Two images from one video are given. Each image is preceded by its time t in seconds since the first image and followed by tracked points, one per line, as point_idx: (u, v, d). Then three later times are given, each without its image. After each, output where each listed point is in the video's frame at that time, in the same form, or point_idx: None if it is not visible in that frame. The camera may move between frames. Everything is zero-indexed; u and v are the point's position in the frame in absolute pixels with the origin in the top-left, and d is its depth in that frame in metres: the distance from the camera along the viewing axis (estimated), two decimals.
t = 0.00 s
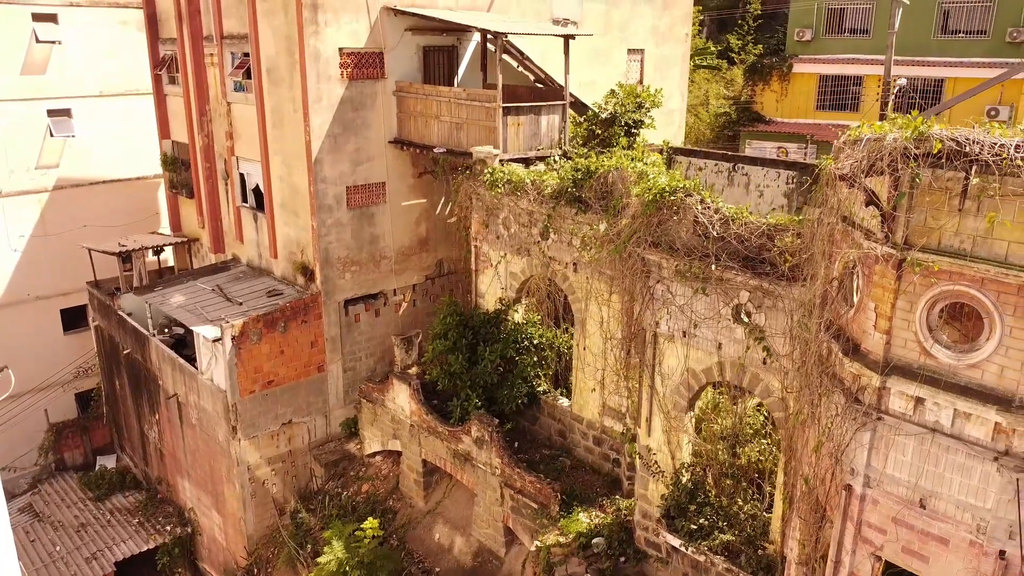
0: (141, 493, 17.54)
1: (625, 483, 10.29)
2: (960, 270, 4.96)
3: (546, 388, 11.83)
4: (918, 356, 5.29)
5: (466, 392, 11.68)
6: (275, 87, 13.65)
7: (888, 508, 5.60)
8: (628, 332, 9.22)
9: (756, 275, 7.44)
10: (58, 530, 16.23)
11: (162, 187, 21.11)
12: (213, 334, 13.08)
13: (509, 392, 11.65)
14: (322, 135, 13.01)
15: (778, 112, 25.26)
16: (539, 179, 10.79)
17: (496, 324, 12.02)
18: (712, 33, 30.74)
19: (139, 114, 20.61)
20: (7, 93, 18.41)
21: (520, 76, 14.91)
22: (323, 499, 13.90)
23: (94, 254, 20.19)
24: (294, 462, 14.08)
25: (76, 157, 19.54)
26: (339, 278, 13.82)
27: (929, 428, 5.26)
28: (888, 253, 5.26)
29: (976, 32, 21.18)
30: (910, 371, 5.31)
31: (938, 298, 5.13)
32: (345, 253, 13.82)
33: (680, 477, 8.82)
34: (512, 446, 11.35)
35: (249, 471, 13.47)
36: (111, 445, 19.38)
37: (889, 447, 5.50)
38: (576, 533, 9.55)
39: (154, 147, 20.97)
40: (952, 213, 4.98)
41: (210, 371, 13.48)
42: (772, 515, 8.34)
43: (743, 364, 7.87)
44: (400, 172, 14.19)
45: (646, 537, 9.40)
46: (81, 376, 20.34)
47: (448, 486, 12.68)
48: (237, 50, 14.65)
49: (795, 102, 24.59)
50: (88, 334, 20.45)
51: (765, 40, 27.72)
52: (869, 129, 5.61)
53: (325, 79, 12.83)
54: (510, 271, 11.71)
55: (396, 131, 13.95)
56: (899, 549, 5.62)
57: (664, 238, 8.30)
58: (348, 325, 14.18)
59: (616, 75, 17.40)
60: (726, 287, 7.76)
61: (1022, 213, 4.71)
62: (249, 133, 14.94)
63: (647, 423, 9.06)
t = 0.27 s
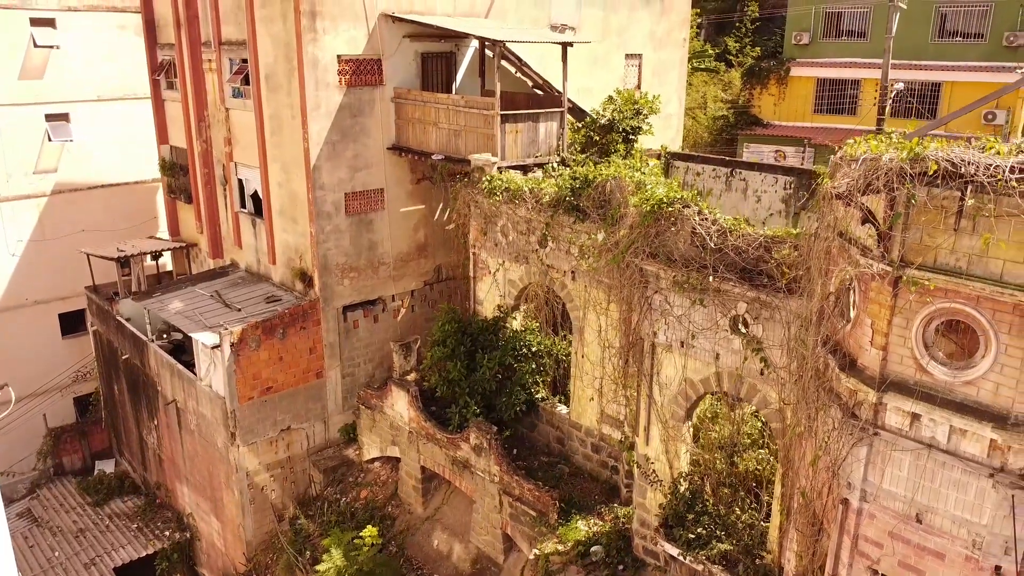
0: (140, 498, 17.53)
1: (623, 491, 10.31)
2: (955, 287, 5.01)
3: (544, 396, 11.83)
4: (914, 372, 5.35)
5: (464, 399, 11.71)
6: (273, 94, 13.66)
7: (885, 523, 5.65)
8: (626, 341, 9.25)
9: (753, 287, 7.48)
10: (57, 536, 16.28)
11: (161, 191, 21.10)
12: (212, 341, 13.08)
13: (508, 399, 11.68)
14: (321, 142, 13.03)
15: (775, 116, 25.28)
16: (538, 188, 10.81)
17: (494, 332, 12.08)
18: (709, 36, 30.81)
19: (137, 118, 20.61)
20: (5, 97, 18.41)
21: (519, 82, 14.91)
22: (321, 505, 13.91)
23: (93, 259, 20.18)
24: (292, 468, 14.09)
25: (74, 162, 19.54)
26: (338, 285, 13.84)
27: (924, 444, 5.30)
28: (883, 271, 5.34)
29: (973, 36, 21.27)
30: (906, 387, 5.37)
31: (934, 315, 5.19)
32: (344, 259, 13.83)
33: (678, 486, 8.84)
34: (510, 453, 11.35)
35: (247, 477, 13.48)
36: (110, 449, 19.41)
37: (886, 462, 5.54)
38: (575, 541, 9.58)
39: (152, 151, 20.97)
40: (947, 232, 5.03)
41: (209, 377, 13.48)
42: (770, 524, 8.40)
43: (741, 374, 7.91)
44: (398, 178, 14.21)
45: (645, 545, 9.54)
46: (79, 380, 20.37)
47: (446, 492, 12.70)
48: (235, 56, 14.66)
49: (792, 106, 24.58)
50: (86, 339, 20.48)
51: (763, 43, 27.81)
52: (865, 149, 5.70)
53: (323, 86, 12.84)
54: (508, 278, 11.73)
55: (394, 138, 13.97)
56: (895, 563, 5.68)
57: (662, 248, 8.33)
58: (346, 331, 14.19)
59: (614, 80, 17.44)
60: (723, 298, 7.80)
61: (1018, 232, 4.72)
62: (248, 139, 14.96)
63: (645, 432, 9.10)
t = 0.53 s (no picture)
0: (140, 503, 17.53)
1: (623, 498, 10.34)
2: (953, 304, 5.15)
3: (544, 402, 11.82)
4: (911, 387, 5.49)
5: (465, 406, 11.74)
6: (273, 100, 13.67)
7: (883, 536, 5.82)
8: (625, 350, 9.26)
9: (753, 297, 7.50)
10: (58, 540, 16.33)
11: (161, 195, 21.12)
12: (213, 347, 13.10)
13: (508, 406, 11.68)
14: (321, 148, 13.05)
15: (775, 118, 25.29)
16: (538, 195, 10.80)
17: (495, 338, 12.11)
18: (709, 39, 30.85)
19: (137, 122, 20.63)
20: (5, 101, 18.41)
21: (519, 87, 14.90)
22: (322, 511, 13.94)
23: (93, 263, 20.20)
24: (293, 473, 14.12)
25: (75, 166, 19.55)
26: (338, 290, 13.87)
27: (922, 458, 5.44)
28: (882, 286, 5.44)
29: (972, 39, 21.28)
30: (905, 402, 5.51)
31: (932, 331, 5.34)
32: (344, 265, 13.86)
33: (678, 494, 8.86)
34: (510, 459, 11.37)
35: (248, 482, 13.51)
36: (110, 453, 19.70)
37: (884, 475, 5.69)
38: (575, 549, 9.60)
39: (152, 155, 20.98)
40: (945, 250, 5.15)
41: (210, 383, 13.51)
42: (769, 533, 8.45)
43: (741, 384, 7.94)
44: (398, 183, 14.23)
45: (645, 553, 9.56)
46: (79, 384, 20.36)
47: (446, 497, 12.73)
48: (235, 61, 14.68)
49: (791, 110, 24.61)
50: (87, 342, 20.45)
51: (762, 45, 27.87)
52: (865, 166, 5.76)
53: (323, 92, 12.87)
54: (508, 285, 11.75)
55: (394, 144, 14.00)
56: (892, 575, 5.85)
57: (661, 258, 8.36)
58: (347, 337, 14.22)
59: (613, 84, 17.45)
60: (723, 309, 7.82)
61: (1015, 250, 4.85)
62: (248, 144, 14.97)
63: (645, 441, 9.13)
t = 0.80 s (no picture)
0: (141, 507, 17.57)
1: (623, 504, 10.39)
2: (951, 320, 5.25)
3: (544, 408, 11.88)
4: (910, 402, 5.59)
5: (465, 412, 11.75)
6: (274, 105, 13.70)
7: (881, 548, 5.93)
8: (625, 358, 9.27)
9: (752, 308, 7.54)
10: (59, 544, 16.37)
11: (162, 198, 21.15)
12: (214, 353, 13.12)
13: (508, 412, 11.72)
14: (321, 154, 13.08)
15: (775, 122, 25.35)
16: (538, 203, 10.82)
17: (495, 344, 12.14)
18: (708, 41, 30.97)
19: (138, 126, 20.65)
20: (6, 105, 18.44)
21: (519, 93, 14.90)
22: (322, 516, 13.98)
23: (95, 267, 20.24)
24: (293, 478, 14.15)
25: (75, 170, 19.58)
26: (339, 296, 13.90)
27: (921, 473, 5.54)
28: (881, 300, 5.55)
29: (972, 43, 21.31)
30: (903, 417, 5.61)
31: (930, 347, 5.43)
32: (344, 271, 13.89)
33: (678, 502, 8.87)
34: (510, 465, 11.39)
35: (249, 487, 13.54)
36: (111, 456, 19.60)
37: (883, 489, 5.79)
38: (575, 556, 9.59)
39: (153, 159, 21.01)
40: (943, 267, 5.26)
41: (210, 389, 13.53)
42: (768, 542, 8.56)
43: (740, 394, 7.98)
44: (399, 189, 14.26)
45: (645, 561, 9.63)
46: (80, 387, 20.40)
47: (447, 503, 12.77)
48: (236, 67, 14.70)
49: (791, 115, 24.70)
50: (88, 345, 20.49)
51: (762, 47, 28.06)
52: (864, 183, 5.90)
53: (324, 99, 12.89)
54: (508, 291, 11.79)
55: (395, 150, 14.02)
56: None
57: (661, 268, 8.41)
58: (347, 342, 14.25)
59: (613, 89, 17.48)
60: (723, 319, 7.86)
61: (1012, 267, 4.95)
62: (249, 150, 15.02)
63: (645, 450, 9.17)
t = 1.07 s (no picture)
0: (141, 510, 17.60)
1: (623, 511, 10.42)
2: (949, 336, 5.35)
3: (544, 414, 11.91)
4: (908, 416, 5.68)
5: (465, 418, 11.78)
6: (275, 111, 13.74)
7: (880, 560, 6.01)
8: (625, 366, 9.30)
9: (752, 318, 7.57)
10: (61, 548, 16.40)
11: (162, 202, 21.20)
12: (215, 358, 13.14)
13: (509, 418, 11.72)
14: (322, 160, 13.11)
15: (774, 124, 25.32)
16: (538, 210, 10.85)
17: (495, 350, 12.14)
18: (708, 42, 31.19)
19: (139, 130, 20.69)
20: (7, 110, 18.46)
21: (519, 97, 14.92)
22: (323, 521, 14.01)
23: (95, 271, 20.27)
24: (294, 483, 14.18)
25: (76, 174, 19.61)
26: (339, 301, 13.93)
27: (919, 486, 5.65)
28: (879, 315, 5.65)
29: (971, 48, 21.32)
30: (902, 431, 5.70)
31: (928, 362, 5.53)
32: (345, 276, 13.92)
33: (677, 510, 8.90)
34: (511, 471, 11.41)
35: (250, 493, 13.57)
36: (112, 460, 19.50)
37: (881, 502, 5.90)
38: (575, 562, 9.71)
39: (154, 163, 21.06)
40: (941, 283, 5.35)
41: (212, 394, 13.56)
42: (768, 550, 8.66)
43: (740, 403, 8.01)
44: (399, 195, 14.29)
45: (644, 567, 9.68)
46: (82, 391, 20.45)
47: (447, 508, 12.80)
48: (237, 73, 14.73)
49: (791, 118, 24.64)
50: (89, 349, 20.53)
51: (762, 49, 28.57)
52: (863, 201, 5.98)
53: (325, 105, 12.92)
54: (508, 298, 11.82)
55: (395, 155, 14.05)
56: None
57: (661, 277, 8.44)
58: (348, 347, 14.28)
59: (613, 94, 17.52)
60: (723, 329, 7.89)
61: (1009, 283, 5.05)
62: (249, 155, 15.06)
63: (645, 457, 9.22)
